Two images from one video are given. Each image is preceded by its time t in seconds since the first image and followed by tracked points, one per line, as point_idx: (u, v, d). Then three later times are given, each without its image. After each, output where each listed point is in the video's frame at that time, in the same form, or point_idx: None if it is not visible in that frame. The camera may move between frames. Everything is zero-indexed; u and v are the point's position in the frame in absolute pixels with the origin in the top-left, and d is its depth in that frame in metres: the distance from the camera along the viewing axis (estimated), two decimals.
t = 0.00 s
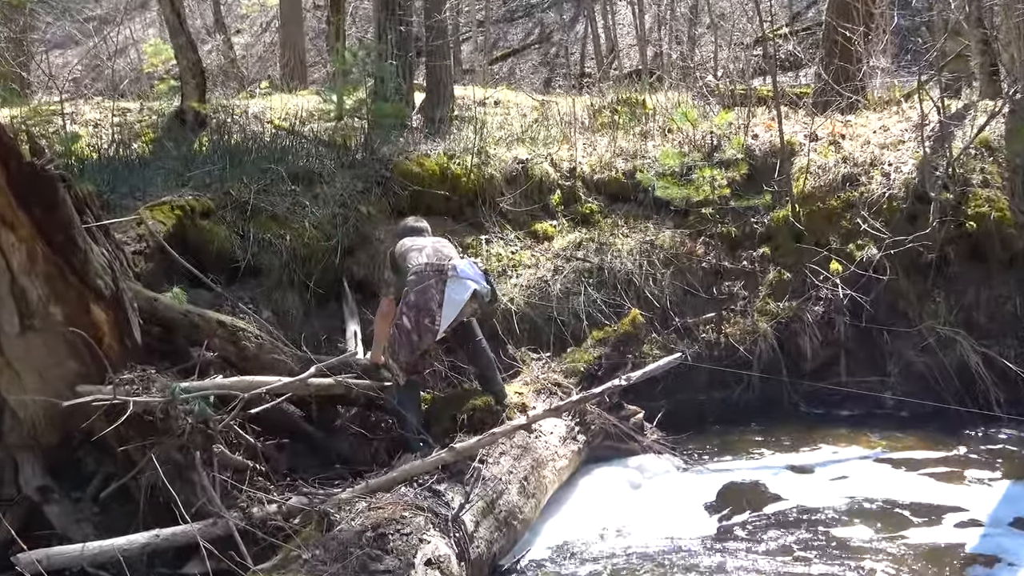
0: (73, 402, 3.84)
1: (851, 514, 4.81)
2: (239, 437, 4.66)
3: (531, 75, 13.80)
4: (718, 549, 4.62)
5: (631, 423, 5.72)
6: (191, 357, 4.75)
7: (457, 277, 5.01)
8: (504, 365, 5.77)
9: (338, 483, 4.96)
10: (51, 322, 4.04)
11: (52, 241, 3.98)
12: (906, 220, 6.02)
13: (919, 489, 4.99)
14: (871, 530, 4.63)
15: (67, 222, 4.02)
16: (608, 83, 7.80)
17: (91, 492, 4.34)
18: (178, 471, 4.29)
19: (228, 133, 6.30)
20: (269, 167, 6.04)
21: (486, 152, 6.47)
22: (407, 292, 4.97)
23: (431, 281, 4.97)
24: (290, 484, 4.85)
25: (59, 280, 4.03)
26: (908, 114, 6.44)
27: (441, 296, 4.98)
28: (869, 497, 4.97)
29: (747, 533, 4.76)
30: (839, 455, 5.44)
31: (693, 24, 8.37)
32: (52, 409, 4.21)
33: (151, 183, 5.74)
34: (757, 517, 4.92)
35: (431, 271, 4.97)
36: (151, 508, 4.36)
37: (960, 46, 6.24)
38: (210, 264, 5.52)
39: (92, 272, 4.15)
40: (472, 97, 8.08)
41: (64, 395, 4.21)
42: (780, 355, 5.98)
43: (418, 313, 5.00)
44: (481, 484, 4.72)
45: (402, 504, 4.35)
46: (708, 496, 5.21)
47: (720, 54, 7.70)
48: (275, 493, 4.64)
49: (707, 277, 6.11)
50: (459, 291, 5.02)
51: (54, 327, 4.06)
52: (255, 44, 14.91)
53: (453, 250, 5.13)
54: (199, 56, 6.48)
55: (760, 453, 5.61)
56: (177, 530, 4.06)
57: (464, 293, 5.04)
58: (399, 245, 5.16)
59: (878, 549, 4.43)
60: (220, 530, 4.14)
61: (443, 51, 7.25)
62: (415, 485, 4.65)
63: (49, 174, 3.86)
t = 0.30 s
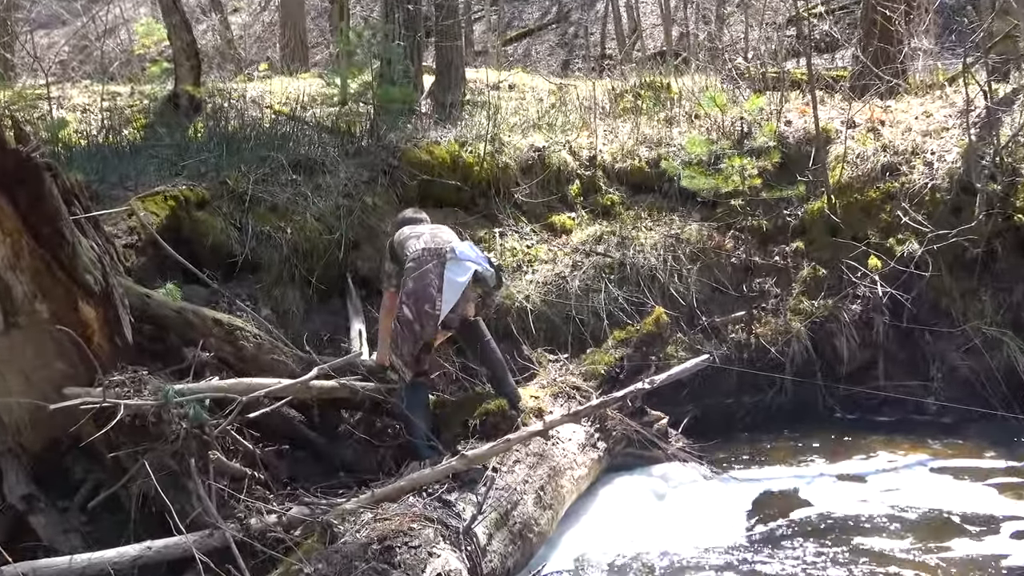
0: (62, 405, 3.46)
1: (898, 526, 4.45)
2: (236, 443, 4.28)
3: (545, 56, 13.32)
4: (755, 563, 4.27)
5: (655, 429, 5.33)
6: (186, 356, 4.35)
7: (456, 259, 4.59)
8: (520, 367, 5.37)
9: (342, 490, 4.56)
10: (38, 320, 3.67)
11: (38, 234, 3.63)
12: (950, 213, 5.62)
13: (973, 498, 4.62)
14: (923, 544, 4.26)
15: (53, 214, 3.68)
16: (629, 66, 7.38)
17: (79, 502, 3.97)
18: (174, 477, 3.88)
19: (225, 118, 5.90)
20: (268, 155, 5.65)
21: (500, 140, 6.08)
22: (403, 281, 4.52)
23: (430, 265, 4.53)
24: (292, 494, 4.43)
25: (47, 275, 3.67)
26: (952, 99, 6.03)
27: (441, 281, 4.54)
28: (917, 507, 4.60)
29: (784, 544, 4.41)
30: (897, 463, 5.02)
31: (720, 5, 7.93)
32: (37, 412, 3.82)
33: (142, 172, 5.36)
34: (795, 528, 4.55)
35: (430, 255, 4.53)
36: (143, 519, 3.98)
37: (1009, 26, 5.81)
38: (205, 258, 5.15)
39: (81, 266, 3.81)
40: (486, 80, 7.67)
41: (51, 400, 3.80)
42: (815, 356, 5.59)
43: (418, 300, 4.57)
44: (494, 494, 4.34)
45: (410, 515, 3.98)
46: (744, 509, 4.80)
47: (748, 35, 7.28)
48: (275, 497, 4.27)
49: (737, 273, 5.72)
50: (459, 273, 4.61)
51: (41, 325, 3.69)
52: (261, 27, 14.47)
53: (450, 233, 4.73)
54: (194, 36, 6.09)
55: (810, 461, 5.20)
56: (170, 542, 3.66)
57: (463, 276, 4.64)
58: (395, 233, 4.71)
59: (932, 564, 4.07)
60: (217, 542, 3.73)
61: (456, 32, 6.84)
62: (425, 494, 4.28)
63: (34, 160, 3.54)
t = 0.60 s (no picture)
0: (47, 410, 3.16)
1: (942, 537, 4.14)
2: (233, 451, 3.91)
3: (558, 41, 12.93)
4: None
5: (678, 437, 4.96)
6: (180, 359, 3.97)
7: (454, 252, 4.15)
8: (535, 370, 5.02)
9: (343, 503, 4.14)
10: (21, 321, 3.34)
11: (23, 231, 3.27)
12: (994, 207, 5.25)
13: None
14: (972, 560, 3.92)
15: (38, 209, 3.32)
16: (650, 51, 7.02)
17: (68, 513, 3.65)
18: (166, 487, 3.56)
19: (221, 105, 5.55)
20: (267, 145, 5.31)
21: (514, 129, 5.74)
22: (401, 277, 4.19)
23: (426, 259, 4.14)
24: (292, 505, 4.05)
25: (32, 274, 3.33)
26: (996, 85, 5.68)
27: (438, 276, 4.13)
28: (967, 521, 4.26)
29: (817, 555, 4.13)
30: (957, 473, 4.66)
31: None
32: (21, 417, 3.52)
33: (133, 162, 5.01)
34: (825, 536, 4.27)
35: (425, 249, 4.15)
36: (134, 532, 3.66)
37: None
38: (200, 254, 4.82)
39: (67, 264, 3.46)
40: (499, 66, 7.32)
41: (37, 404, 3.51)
42: (849, 360, 5.25)
43: (416, 297, 4.18)
44: (506, 506, 3.98)
45: (417, 527, 3.64)
46: (782, 522, 4.46)
47: (775, 18, 6.91)
48: (274, 511, 3.86)
49: (765, 271, 5.38)
50: (457, 267, 4.15)
51: (25, 327, 3.37)
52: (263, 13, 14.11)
53: (455, 224, 4.31)
54: (188, 19, 5.75)
55: (870, 470, 4.83)
56: (163, 555, 3.32)
57: (463, 270, 4.17)
58: (401, 230, 4.42)
59: None
60: (212, 556, 3.38)
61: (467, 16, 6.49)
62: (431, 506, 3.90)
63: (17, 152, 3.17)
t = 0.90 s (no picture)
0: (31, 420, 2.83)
1: (981, 549, 3.89)
2: (228, 460, 3.60)
3: (570, 28, 12.62)
4: None
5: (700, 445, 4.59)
6: (173, 362, 3.65)
7: (459, 248, 3.86)
8: (548, 375, 4.73)
9: (344, 514, 3.82)
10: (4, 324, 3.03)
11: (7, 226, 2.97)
12: None
13: None
14: None
15: (24, 202, 3.02)
16: (667, 37, 6.72)
17: (54, 524, 3.34)
18: (159, 498, 3.23)
19: (215, 94, 5.25)
20: (265, 135, 5.01)
21: (525, 119, 5.45)
22: (403, 275, 3.90)
23: (429, 256, 3.85)
24: (291, 518, 3.75)
25: (17, 273, 3.04)
26: None
27: (442, 274, 3.85)
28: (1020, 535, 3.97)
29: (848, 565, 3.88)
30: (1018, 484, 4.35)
31: None
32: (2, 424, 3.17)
33: (122, 155, 4.70)
34: (858, 544, 4.03)
35: (429, 245, 3.86)
36: (125, 546, 3.34)
37: None
38: (194, 251, 4.52)
39: (54, 260, 3.16)
40: (509, 52, 7.02)
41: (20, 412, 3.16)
42: (881, 364, 4.92)
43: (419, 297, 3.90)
44: (517, 518, 3.63)
45: (424, 540, 3.34)
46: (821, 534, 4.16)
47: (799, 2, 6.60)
48: (271, 524, 3.55)
49: (791, 269, 5.09)
50: (462, 263, 3.86)
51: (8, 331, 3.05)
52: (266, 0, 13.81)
53: (460, 218, 4.02)
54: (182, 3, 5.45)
55: (924, 477, 4.52)
56: (153, 570, 3.02)
57: (469, 267, 3.88)
58: (402, 224, 4.13)
59: None
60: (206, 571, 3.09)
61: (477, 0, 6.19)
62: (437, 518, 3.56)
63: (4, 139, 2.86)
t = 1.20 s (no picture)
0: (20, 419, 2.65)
1: (1011, 554, 3.72)
2: (227, 462, 3.42)
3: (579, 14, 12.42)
4: None
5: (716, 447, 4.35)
6: (170, 362, 3.46)
7: (467, 241, 3.66)
8: (559, 375, 4.54)
9: (347, 518, 3.64)
10: None
11: None
12: None
13: None
14: None
15: (15, 194, 2.85)
16: (683, 23, 6.53)
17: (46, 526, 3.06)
18: (155, 502, 3.08)
19: (213, 83, 5.07)
20: (265, 125, 4.82)
21: (535, 108, 5.26)
22: (408, 270, 3.69)
23: (435, 250, 3.64)
24: (292, 522, 3.56)
25: (7, 266, 2.87)
26: None
27: (449, 268, 3.64)
28: None
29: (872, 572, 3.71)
30: None
31: None
32: None
33: (117, 145, 4.51)
34: (882, 543, 3.90)
35: (435, 238, 3.65)
36: (120, 550, 3.10)
37: None
38: (192, 245, 4.33)
39: (47, 255, 2.99)
40: (519, 39, 6.83)
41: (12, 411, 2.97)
42: (904, 363, 4.75)
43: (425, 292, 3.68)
44: (526, 522, 3.46)
45: (430, 545, 3.17)
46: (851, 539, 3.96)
47: None
48: (272, 530, 3.36)
49: (812, 265, 4.91)
50: (470, 257, 3.65)
51: None
52: None
53: (467, 211, 3.82)
54: None
55: (971, 479, 4.31)
56: None
57: (477, 260, 3.67)
58: (408, 218, 3.93)
59: None
60: None
61: None
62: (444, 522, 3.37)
63: None
